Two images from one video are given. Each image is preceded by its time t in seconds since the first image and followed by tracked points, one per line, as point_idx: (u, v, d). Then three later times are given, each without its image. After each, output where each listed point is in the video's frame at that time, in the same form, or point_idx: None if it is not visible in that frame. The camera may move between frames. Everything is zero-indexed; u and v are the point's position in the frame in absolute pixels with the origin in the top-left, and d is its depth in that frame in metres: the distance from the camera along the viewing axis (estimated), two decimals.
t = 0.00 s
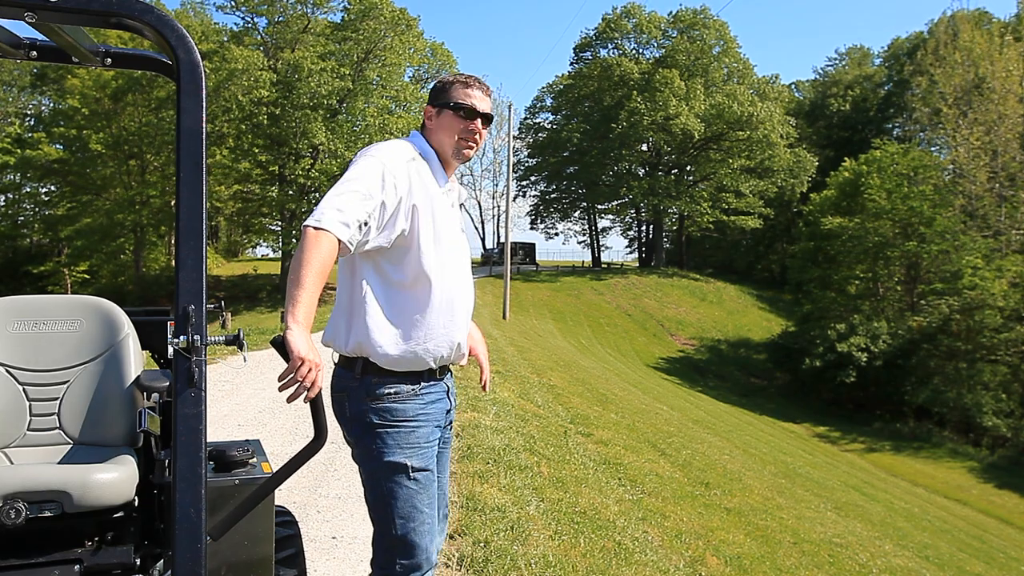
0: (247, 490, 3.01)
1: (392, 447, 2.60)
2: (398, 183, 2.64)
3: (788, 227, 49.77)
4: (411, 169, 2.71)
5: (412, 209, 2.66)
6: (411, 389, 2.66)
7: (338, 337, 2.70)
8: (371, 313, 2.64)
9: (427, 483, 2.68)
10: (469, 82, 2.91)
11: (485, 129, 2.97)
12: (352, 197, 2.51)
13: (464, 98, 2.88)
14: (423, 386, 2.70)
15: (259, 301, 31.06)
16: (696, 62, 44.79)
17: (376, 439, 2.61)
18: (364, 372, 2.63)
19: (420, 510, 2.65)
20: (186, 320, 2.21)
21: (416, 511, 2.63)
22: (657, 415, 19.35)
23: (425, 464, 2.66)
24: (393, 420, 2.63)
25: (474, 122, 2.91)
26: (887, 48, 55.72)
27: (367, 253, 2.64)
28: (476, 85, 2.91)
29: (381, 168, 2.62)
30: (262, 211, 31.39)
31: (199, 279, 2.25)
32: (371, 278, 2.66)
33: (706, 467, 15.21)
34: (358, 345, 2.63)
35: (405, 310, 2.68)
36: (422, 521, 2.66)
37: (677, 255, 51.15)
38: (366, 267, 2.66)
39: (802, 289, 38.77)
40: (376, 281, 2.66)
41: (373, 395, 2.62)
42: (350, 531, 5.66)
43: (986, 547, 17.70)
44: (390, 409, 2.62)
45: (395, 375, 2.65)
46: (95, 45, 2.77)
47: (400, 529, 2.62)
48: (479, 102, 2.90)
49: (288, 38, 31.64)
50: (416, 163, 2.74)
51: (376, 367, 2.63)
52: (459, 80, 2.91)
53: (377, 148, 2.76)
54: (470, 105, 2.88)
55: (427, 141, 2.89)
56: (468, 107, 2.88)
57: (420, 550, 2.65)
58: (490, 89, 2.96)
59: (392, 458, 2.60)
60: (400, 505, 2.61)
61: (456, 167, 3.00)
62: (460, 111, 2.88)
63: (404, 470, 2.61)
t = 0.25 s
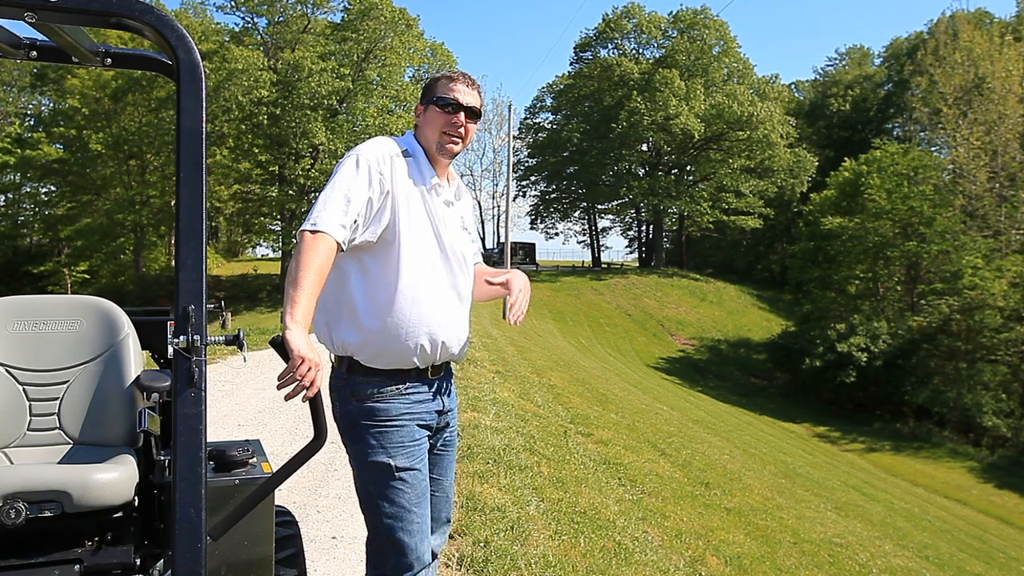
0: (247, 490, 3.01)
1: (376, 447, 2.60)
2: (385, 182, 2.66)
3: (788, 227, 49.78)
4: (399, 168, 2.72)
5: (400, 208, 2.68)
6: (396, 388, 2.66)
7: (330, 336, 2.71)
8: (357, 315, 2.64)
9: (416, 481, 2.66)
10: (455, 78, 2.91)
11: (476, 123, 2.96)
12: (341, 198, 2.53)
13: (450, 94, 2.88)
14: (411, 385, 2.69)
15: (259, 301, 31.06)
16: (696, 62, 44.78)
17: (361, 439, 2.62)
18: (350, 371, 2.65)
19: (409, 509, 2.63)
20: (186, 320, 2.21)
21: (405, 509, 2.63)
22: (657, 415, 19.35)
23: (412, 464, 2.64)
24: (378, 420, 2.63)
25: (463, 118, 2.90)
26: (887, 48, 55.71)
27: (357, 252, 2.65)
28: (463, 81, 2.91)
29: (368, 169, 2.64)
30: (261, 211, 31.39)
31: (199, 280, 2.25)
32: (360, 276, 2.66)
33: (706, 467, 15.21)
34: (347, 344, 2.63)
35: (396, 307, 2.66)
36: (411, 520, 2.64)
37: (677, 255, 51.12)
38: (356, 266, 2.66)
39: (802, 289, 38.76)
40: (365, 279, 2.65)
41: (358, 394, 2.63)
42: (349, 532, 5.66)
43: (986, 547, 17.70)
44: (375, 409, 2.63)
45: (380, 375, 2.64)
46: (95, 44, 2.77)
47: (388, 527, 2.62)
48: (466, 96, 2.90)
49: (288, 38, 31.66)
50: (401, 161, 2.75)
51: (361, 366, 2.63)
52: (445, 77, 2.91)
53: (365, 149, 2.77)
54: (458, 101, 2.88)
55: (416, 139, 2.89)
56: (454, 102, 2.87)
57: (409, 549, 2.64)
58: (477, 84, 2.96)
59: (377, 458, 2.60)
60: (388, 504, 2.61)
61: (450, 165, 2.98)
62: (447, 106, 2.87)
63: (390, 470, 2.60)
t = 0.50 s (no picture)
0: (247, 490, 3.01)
1: (370, 448, 2.60)
2: (380, 182, 2.66)
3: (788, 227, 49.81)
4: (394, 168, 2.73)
5: (398, 207, 2.68)
6: (391, 390, 2.66)
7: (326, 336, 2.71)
8: (352, 317, 2.63)
9: (412, 482, 2.65)
10: (451, 78, 2.91)
11: (472, 123, 2.95)
12: (339, 199, 2.53)
13: (447, 94, 2.87)
14: (407, 387, 2.69)
15: (259, 302, 31.07)
16: (696, 62, 44.78)
17: (356, 439, 2.62)
18: (345, 371, 2.66)
19: (404, 509, 2.62)
20: (186, 320, 2.21)
21: (400, 510, 2.62)
22: (657, 415, 19.36)
23: (408, 464, 2.64)
24: (373, 421, 2.63)
25: (458, 119, 2.90)
26: (887, 48, 55.70)
27: (354, 252, 2.65)
28: (459, 81, 2.91)
29: (364, 169, 2.64)
30: (261, 211, 31.40)
31: (199, 280, 2.24)
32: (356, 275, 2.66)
33: (706, 467, 15.21)
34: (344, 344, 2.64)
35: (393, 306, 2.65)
36: (407, 521, 2.63)
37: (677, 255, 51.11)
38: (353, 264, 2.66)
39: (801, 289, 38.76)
40: (361, 277, 2.65)
41: (353, 395, 2.64)
42: (349, 532, 5.66)
43: (987, 547, 17.71)
44: (370, 410, 2.63)
45: (375, 375, 2.64)
46: (95, 45, 2.76)
47: (385, 528, 2.62)
48: (462, 97, 2.89)
49: (288, 39, 31.70)
50: (395, 160, 2.75)
51: (357, 367, 2.64)
52: (441, 77, 2.91)
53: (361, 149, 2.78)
54: (454, 101, 2.87)
55: (412, 140, 2.90)
56: (450, 102, 2.87)
57: (406, 550, 2.63)
58: (474, 84, 2.96)
59: (370, 459, 2.60)
60: (385, 505, 2.61)
61: (446, 166, 2.98)
62: (443, 106, 2.87)
63: (384, 470, 2.60)
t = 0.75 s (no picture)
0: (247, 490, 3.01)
1: (372, 449, 2.61)
2: (380, 182, 2.66)
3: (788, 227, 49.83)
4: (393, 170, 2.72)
5: (397, 209, 2.67)
6: (393, 391, 2.66)
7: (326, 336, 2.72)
8: (350, 315, 2.63)
9: (415, 481, 2.65)
10: (456, 81, 2.89)
11: (474, 128, 2.94)
12: (337, 199, 2.53)
13: (450, 97, 2.86)
14: (409, 388, 2.69)
15: (259, 302, 31.07)
16: (696, 62, 44.79)
17: (359, 440, 2.63)
18: (348, 375, 2.67)
19: (407, 509, 2.62)
20: (186, 320, 2.21)
21: (404, 510, 2.62)
22: (657, 415, 19.36)
23: (410, 464, 2.64)
24: (375, 422, 2.63)
25: (459, 124, 2.88)
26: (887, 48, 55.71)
27: (353, 253, 2.65)
28: (463, 86, 2.90)
29: (363, 169, 2.64)
30: (261, 211, 31.41)
31: (199, 280, 2.25)
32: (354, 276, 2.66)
33: (706, 467, 15.22)
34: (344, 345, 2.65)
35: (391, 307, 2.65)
36: (410, 519, 2.63)
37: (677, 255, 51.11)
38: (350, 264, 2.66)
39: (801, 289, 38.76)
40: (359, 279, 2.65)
41: (356, 397, 2.64)
42: (349, 532, 5.66)
43: (986, 547, 17.71)
44: (374, 411, 2.63)
45: (376, 378, 2.65)
46: (95, 45, 2.76)
47: (388, 527, 2.62)
48: (465, 102, 2.88)
49: (288, 39, 31.77)
50: (394, 161, 2.75)
51: (358, 369, 2.65)
52: (445, 79, 2.89)
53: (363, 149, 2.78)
54: (456, 106, 2.86)
55: (413, 142, 2.89)
56: (453, 106, 2.86)
57: (410, 548, 2.63)
58: (479, 90, 2.95)
59: (372, 460, 2.61)
60: (389, 505, 2.62)
61: (447, 169, 2.97)
62: (444, 110, 2.86)
63: (387, 470, 2.60)
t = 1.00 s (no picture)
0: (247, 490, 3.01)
1: (375, 450, 2.61)
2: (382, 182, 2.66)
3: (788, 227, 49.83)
4: (395, 169, 2.72)
5: (398, 209, 2.67)
6: (396, 392, 2.66)
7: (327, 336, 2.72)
8: (351, 314, 2.63)
9: (417, 481, 2.66)
10: (458, 82, 2.89)
11: (476, 129, 2.93)
12: (339, 199, 2.53)
13: (452, 99, 2.86)
14: (411, 388, 2.69)
15: (259, 302, 31.08)
16: (696, 62, 44.81)
17: (362, 439, 2.63)
18: (349, 375, 2.67)
19: (410, 509, 2.62)
20: (186, 320, 2.21)
21: (407, 511, 2.62)
22: (657, 415, 19.37)
23: (413, 465, 2.64)
24: (378, 423, 2.63)
25: (461, 125, 2.88)
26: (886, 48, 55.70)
27: (355, 252, 2.65)
28: (465, 87, 2.89)
29: (364, 169, 2.63)
30: (261, 211, 31.43)
31: (199, 279, 2.24)
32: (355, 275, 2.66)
33: (706, 467, 15.22)
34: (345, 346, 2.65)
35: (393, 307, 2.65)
36: (413, 519, 2.64)
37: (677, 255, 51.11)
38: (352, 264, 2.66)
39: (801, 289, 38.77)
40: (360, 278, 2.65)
41: (358, 397, 2.64)
42: (349, 532, 5.66)
43: (986, 547, 17.71)
44: (376, 411, 2.63)
45: (377, 378, 2.65)
46: (95, 45, 2.76)
47: (391, 527, 2.62)
48: (467, 103, 2.87)
49: (288, 39, 31.78)
50: (395, 160, 2.75)
51: (360, 369, 2.65)
52: (447, 80, 2.89)
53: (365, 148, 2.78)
54: (458, 107, 2.85)
55: (415, 143, 2.89)
56: (455, 107, 2.86)
57: (413, 548, 2.63)
58: (481, 91, 2.94)
59: (375, 460, 2.61)
60: (392, 506, 2.62)
61: (447, 169, 2.97)
62: (446, 110, 2.85)
63: (391, 470, 2.61)
